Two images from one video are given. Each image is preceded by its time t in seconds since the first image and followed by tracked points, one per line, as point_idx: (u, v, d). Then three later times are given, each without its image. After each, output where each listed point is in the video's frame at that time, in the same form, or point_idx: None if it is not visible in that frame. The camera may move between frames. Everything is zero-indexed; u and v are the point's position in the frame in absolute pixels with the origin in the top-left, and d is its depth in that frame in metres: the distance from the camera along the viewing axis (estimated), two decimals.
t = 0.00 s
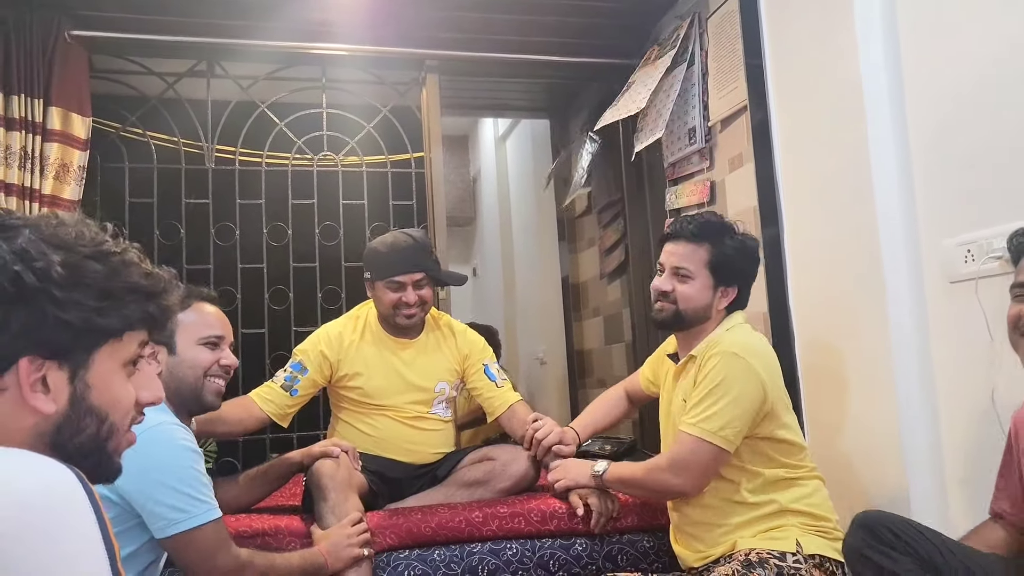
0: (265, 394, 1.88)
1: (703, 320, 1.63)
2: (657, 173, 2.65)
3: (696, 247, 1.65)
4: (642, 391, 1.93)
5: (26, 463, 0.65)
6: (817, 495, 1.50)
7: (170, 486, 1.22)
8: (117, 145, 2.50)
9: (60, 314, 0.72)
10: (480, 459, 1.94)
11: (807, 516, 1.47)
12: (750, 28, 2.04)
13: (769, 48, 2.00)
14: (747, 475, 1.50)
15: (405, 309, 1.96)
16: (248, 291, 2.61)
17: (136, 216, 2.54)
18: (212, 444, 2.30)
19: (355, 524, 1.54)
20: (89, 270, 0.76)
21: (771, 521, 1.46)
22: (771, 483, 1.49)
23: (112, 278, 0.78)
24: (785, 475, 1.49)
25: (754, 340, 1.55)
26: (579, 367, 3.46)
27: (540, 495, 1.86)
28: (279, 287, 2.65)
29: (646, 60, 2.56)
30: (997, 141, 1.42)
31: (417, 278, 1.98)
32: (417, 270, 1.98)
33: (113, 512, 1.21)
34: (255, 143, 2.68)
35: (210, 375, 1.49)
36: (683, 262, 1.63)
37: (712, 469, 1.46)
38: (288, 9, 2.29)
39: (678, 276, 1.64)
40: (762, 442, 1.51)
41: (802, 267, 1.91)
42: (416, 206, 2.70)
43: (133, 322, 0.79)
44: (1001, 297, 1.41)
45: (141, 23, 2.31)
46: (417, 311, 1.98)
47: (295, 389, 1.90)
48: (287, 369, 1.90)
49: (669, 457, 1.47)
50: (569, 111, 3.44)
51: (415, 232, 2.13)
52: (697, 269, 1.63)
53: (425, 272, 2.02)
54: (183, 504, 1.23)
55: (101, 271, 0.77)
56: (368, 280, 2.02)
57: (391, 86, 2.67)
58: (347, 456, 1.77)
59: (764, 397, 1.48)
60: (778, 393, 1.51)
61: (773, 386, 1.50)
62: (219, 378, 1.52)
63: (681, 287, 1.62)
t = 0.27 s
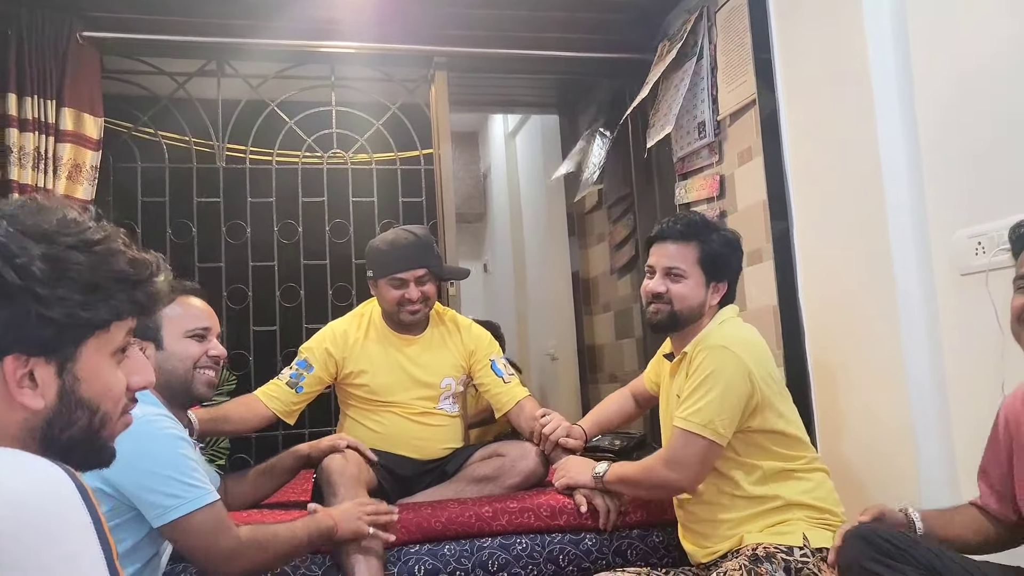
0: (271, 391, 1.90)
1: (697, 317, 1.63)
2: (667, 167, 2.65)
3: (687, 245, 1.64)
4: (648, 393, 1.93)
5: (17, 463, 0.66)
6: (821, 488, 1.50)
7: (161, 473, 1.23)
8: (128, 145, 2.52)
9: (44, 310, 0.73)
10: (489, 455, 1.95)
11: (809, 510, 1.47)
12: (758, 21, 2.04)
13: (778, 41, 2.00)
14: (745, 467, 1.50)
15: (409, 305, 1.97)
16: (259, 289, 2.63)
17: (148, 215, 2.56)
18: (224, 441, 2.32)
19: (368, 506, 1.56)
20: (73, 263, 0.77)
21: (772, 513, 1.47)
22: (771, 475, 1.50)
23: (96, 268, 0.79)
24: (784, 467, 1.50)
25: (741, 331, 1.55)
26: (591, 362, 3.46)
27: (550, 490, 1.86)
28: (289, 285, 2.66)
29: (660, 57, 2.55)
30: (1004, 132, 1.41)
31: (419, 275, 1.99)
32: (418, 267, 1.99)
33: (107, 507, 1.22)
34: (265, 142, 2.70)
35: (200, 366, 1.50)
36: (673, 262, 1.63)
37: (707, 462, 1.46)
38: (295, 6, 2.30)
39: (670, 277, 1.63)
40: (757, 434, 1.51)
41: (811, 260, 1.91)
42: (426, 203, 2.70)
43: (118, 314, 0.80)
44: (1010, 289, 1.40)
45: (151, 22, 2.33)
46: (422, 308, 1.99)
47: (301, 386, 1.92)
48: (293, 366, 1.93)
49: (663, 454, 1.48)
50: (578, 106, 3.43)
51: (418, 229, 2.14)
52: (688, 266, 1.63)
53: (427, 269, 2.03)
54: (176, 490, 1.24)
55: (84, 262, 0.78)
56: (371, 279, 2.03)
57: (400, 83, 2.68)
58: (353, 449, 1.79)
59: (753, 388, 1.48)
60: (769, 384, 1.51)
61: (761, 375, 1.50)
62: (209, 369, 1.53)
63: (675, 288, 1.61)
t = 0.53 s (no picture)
0: (280, 390, 1.91)
1: (743, 311, 1.61)
2: (676, 163, 2.64)
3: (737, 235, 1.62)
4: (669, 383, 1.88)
5: None
6: (841, 486, 1.49)
7: (173, 472, 1.24)
8: (140, 146, 2.54)
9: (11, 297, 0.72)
10: (499, 452, 1.95)
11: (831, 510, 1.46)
12: (766, 16, 2.03)
13: (785, 36, 1.99)
14: (774, 463, 1.49)
15: (419, 305, 1.98)
16: (270, 288, 2.64)
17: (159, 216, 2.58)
18: (236, 440, 2.33)
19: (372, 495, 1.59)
20: (36, 246, 0.75)
21: (795, 511, 1.46)
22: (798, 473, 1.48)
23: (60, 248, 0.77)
24: (810, 466, 1.49)
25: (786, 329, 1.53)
26: (601, 359, 3.46)
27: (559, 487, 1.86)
28: (300, 284, 2.67)
29: (671, 55, 2.55)
30: (1014, 125, 1.40)
31: (428, 274, 1.99)
32: (427, 265, 1.99)
33: (119, 505, 1.23)
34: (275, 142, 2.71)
35: (210, 365, 1.50)
36: (729, 251, 1.61)
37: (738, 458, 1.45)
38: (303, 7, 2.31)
39: (722, 266, 1.61)
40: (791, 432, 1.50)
41: (819, 253, 1.90)
42: (435, 202, 2.71)
43: (88, 297, 0.79)
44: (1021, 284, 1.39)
45: (160, 24, 2.34)
46: (432, 307, 1.99)
47: (310, 385, 1.93)
48: (302, 366, 1.94)
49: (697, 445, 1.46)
50: (587, 104, 3.43)
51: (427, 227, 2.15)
52: (741, 257, 1.60)
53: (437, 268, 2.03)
54: (186, 489, 1.24)
55: (48, 246, 0.76)
56: (380, 279, 2.03)
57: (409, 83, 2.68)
58: (364, 447, 1.81)
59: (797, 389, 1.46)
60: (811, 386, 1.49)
61: (806, 376, 1.49)
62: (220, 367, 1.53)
63: (725, 278, 1.59)
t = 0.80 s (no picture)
0: (292, 389, 1.92)
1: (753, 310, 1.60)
2: (684, 162, 2.64)
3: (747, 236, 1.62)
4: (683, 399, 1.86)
5: None
6: (856, 486, 1.49)
7: (195, 472, 1.24)
8: (149, 149, 2.55)
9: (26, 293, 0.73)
10: (509, 452, 1.96)
11: (847, 509, 1.46)
12: (774, 14, 2.02)
13: (793, 33, 1.98)
14: (796, 465, 1.47)
15: (431, 304, 1.98)
16: (279, 289, 2.65)
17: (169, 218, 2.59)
18: (246, 441, 2.34)
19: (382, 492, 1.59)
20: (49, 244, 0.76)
21: (811, 513, 1.45)
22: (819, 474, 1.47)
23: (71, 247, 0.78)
24: (828, 466, 1.48)
25: (800, 327, 1.53)
26: (610, 359, 3.46)
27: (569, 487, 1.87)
28: (309, 285, 2.68)
29: (681, 55, 2.55)
30: None
31: (440, 273, 2.00)
32: (439, 265, 2.00)
33: (142, 504, 1.23)
34: (284, 143, 2.72)
35: (239, 370, 1.50)
36: (738, 250, 1.61)
37: (776, 458, 1.43)
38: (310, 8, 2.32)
39: (731, 265, 1.61)
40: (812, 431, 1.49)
41: (829, 250, 1.89)
42: (443, 202, 2.71)
43: (97, 296, 0.80)
44: None
45: (168, 27, 2.36)
46: (443, 307, 1.99)
47: (321, 384, 1.93)
48: (314, 365, 1.94)
49: (736, 452, 1.43)
50: (595, 103, 3.43)
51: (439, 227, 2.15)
52: (749, 256, 1.60)
53: (449, 267, 2.03)
54: (208, 489, 1.25)
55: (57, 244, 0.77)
56: (392, 278, 2.04)
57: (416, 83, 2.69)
58: (376, 447, 1.82)
59: (820, 384, 1.46)
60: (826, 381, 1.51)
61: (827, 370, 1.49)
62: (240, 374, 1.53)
63: (734, 276, 1.59)
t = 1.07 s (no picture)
0: (302, 389, 1.92)
1: (708, 303, 1.62)
2: (692, 162, 2.63)
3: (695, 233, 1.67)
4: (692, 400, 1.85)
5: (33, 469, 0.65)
6: (852, 486, 1.48)
7: (205, 472, 1.25)
8: (158, 151, 2.56)
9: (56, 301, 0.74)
10: (517, 453, 1.96)
11: (848, 511, 1.45)
12: (782, 14, 2.02)
13: (801, 32, 1.98)
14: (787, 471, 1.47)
15: (440, 305, 1.98)
16: (287, 291, 2.65)
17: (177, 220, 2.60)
18: (255, 442, 2.35)
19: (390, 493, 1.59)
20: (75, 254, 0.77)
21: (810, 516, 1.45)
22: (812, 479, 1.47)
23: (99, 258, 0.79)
24: (823, 469, 1.47)
25: (780, 331, 1.50)
26: (617, 359, 3.46)
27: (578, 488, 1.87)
28: (317, 287, 2.68)
29: (689, 55, 2.54)
30: None
31: (450, 274, 2.00)
32: (449, 266, 2.00)
33: (152, 505, 1.23)
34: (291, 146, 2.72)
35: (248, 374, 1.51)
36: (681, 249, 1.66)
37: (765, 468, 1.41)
38: (317, 10, 2.32)
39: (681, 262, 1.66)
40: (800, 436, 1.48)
41: (839, 250, 1.89)
42: (451, 204, 2.72)
43: (125, 304, 0.81)
44: None
45: (176, 31, 2.37)
46: (453, 307, 1.99)
47: (332, 384, 1.94)
48: (325, 365, 1.94)
49: (721, 463, 1.40)
50: (602, 104, 3.43)
51: (448, 228, 2.16)
52: (692, 251, 1.64)
53: (457, 267, 2.03)
54: (218, 488, 1.25)
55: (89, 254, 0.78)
56: (401, 279, 2.04)
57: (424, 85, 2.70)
58: (386, 447, 1.81)
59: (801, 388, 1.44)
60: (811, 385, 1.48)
61: (809, 374, 1.47)
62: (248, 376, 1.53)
63: (681, 273, 1.64)
